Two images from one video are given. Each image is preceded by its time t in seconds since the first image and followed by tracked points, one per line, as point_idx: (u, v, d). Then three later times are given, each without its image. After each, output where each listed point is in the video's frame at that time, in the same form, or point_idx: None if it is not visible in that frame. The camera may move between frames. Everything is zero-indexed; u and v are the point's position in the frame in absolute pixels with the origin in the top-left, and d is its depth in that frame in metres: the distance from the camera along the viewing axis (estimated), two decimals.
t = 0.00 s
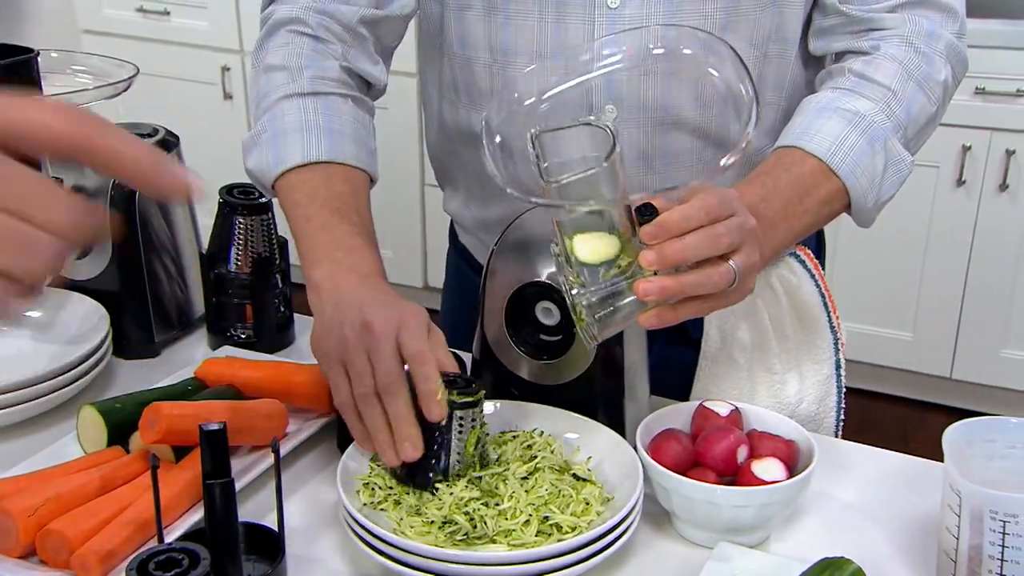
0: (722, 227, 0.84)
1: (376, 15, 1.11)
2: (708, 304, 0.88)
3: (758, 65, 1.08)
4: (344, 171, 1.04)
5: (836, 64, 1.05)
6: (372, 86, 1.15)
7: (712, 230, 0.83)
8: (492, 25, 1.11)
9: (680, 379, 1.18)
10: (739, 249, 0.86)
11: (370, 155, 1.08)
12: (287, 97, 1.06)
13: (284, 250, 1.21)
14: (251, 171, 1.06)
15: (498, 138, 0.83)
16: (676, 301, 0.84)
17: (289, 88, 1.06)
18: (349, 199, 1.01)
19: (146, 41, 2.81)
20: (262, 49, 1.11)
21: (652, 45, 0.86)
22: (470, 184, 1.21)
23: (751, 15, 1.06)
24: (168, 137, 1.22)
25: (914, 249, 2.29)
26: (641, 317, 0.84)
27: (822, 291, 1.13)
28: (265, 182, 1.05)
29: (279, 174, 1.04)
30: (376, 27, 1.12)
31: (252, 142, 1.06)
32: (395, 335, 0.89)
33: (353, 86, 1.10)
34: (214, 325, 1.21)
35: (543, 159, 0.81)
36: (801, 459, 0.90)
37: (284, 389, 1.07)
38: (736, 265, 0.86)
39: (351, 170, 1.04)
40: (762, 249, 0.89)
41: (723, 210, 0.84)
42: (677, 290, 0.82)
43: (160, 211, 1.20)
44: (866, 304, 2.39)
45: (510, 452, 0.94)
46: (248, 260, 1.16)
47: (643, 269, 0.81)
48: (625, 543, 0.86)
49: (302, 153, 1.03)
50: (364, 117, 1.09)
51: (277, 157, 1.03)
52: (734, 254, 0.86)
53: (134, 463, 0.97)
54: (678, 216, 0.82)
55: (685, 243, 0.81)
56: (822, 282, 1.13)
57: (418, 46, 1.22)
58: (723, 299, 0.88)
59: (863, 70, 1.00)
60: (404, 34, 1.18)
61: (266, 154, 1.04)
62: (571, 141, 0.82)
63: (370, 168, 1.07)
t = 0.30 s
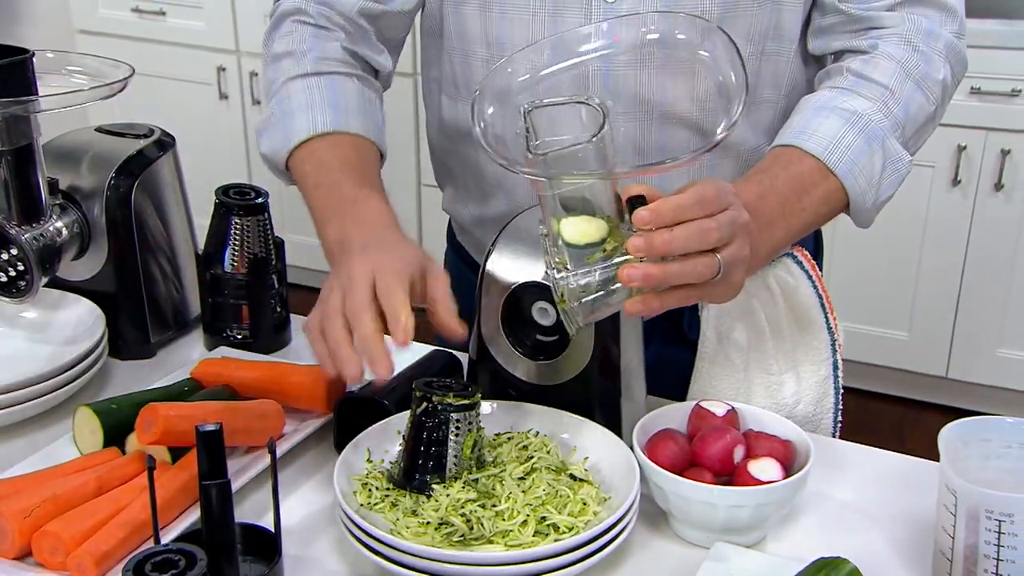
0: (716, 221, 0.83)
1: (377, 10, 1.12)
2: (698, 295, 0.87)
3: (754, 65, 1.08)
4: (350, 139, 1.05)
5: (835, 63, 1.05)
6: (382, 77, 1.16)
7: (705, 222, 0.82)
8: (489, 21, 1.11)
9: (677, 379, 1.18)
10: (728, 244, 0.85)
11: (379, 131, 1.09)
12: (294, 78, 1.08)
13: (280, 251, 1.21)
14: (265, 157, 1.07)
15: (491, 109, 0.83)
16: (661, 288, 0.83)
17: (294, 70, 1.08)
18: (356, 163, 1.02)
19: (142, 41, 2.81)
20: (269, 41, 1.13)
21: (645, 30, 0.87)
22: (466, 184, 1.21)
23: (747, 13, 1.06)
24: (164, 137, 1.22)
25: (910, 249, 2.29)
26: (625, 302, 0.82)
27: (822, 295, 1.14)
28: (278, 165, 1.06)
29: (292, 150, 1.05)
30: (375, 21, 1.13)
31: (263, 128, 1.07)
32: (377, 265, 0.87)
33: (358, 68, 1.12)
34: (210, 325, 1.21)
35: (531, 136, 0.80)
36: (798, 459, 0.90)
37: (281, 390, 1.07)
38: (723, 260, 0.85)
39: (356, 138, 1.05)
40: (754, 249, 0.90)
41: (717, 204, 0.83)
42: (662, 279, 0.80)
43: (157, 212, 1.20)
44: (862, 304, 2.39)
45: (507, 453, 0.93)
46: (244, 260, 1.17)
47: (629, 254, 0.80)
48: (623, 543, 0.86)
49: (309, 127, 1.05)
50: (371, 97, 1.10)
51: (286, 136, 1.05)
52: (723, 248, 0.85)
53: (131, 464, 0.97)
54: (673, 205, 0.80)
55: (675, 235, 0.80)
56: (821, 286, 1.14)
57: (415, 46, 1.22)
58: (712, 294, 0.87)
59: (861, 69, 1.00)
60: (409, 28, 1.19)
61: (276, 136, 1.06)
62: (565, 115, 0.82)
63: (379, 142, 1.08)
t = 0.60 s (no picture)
0: (695, 213, 0.77)
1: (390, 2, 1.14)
2: (698, 303, 0.82)
3: (755, 65, 1.08)
4: (375, 98, 1.04)
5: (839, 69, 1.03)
6: (401, 63, 1.18)
7: (690, 219, 0.77)
8: (492, 18, 1.11)
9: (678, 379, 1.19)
10: (716, 237, 0.80)
11: (402, 95, 1.09)
12: (315, 56, 1.08)
13: (281, 251, 1.21)
14: (296, 138, 1.07)
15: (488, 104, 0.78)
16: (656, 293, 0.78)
17: (313, 50, 1.09)
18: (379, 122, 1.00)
19: (142, 40, 2.81)
20: (284, 33, 1.15)
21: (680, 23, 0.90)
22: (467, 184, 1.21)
23: (746, 11, 1.06)
24: (165, 137, 1.22)
25: (910, 248, 2.30)
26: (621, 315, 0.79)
27: (820, 290, 1.13)
28: (309, 141, 1.06)
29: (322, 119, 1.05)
30: (389, 15, 1.15)
31: (289, 110, 1.07)
32: (410, 166, 0.87)
33: (375, 47, 1.12)
34: (211, 326, 1.21)
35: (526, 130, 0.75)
36: (800, 459, 0.91)
37: (283, 391, 1.07)
38: (715, 254, 0.79)
39: (383, 97, 1.05)
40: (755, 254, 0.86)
41: (700, 198, 0.78)
42: (654, 280, 0.76)
43: (158, 212, 1.20)
44: (861, 303, 2.39)
45: (509, 454, 0.94)
46: (245, 261, 1.17)
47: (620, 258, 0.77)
48: (624, 543, 0.86)
49: (334, 93, 1.05)
50: (390, 68, 1.11)
51: (314, 105, 1.05)
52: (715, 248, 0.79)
53: (133, 464, 0.97)
54: (646, 205, 0.76)
55: (657, 233, 0.76)
56: (821, 285, 1.14)
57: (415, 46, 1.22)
58: (713, 302, 0.82)
59: (864, 75, 0.98)
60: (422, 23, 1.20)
61: (304, 111, 1.06)
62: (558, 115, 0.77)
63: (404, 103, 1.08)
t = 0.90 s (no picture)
0: (694, 254, 0.80)
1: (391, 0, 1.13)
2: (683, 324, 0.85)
3: (757, 66, 1.08)
4: (367, 106, 1.05)
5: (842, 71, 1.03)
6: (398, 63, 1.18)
7: (687, 256, 0.80)
8: (495, 19, 1.12)
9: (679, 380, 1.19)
10: (709, 274, 0.82)
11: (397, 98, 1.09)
12: (308, 62, 1.09)
13: (283, 252, 1.21)
14: (293, 144, 1.09)
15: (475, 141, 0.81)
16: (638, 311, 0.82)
17: (310, 54, 1.09)
18: (373, 134, 1.01)
19: (142, 40, 2.81)
20: (285, 36, 1.15)
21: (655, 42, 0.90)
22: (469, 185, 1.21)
23: (746, 11, 1.06)
24: (167, 137, 1.22)
25: (910, 248, 2.30)
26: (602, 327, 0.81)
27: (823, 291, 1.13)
28: (308, 148, 1.08)
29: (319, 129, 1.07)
30: (388, 13, 1.14)
31: (287, 116, 1.09)
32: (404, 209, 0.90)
33: (370, 48, 1.12)
34: (212, 326, 1.21)
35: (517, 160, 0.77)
36: (801, 460, 0.91)
37: (285, 391, 1.07)
38: (701, 291, 0.82)
39: (374, 104, 1.06)
40: (748, 263, 0.88)
41: (702, 233, 0.80)
42: (640, 308, 0.79)
43: (160, 213, 1.20)
44: (862, 304, 2.39)
45: (511, 455, 0.94)
46: (247, 261, 1.17)
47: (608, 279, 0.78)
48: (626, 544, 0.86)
49: (328, 101, 1.06)
50: (385, 71, 1.11)
51: (308, 113, 1.06)
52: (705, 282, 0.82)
53: (135, 465, 0.96)
54: (648, 239, 0.77)
55: (653, 267, 0.78)
56: (824, 286, 1.14)
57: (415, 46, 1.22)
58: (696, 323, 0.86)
59: (865, 78, 0.98)
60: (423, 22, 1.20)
61: (299, 118, 1.07)
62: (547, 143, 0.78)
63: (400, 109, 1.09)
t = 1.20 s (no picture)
0: (681, 255, 0.80)
1: (398, 6, 1.13)
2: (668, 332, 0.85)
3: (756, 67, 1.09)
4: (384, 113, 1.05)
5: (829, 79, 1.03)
6: (412, 63, 1.16)
7: (676, 258, 0.80)
8: (494, 22, 1.12)
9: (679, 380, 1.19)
10: (696, 277, 0.82)
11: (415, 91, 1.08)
12: (323, 83, 1.09)
13: (283, 253, 1.21)
14: (330, 169, 1.12)
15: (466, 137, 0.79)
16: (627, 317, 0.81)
17: (324, 75, 1.09)
18: (404, 138, 1.01)
19: (143, 41, 2.81)
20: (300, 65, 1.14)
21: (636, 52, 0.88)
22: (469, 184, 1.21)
23: (742, 11, 1.06)
24: (167, 138, 1.22)
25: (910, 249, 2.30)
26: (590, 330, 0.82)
27: (822, 293, 1.14)
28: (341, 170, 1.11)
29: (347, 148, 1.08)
30: (399, 21, 1.14)
31: (315, 143, 1.11)
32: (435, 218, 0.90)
33: (381, 54, 1.11)
34: (212, 326, 1.21)
35: (508, 160, 0.77)
36: (801, 460, 0.91)
37: (285, 392, 1.08)
38: (689, 293, 0.82)
39: (400, 108, 1.05)
40: (732, 271, 0.88)
41: (686, 235, 0.80)
42: (629, 310, 0.78)
43: (160, 213, 1.20)
44: (862, 304, 2.39)
45: (511, 455, 0.94)
46: (247, 262, 1.17)
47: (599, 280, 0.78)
48: (626, 544, 0.86)
49: (351, 124, 1.06)
50: (401, 72, 1.10)
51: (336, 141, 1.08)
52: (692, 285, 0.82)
53: (135, 465, 0.97)
54: (636, 240, 0.77)
55: (642, 267, 0.78)
56: (823, 287, 1.14)
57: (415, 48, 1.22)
58: (683, 330, 0.85)
59: (849, 87, 0.98)
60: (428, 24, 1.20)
61: (329, 147, 1.09)
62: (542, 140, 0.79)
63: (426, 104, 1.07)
